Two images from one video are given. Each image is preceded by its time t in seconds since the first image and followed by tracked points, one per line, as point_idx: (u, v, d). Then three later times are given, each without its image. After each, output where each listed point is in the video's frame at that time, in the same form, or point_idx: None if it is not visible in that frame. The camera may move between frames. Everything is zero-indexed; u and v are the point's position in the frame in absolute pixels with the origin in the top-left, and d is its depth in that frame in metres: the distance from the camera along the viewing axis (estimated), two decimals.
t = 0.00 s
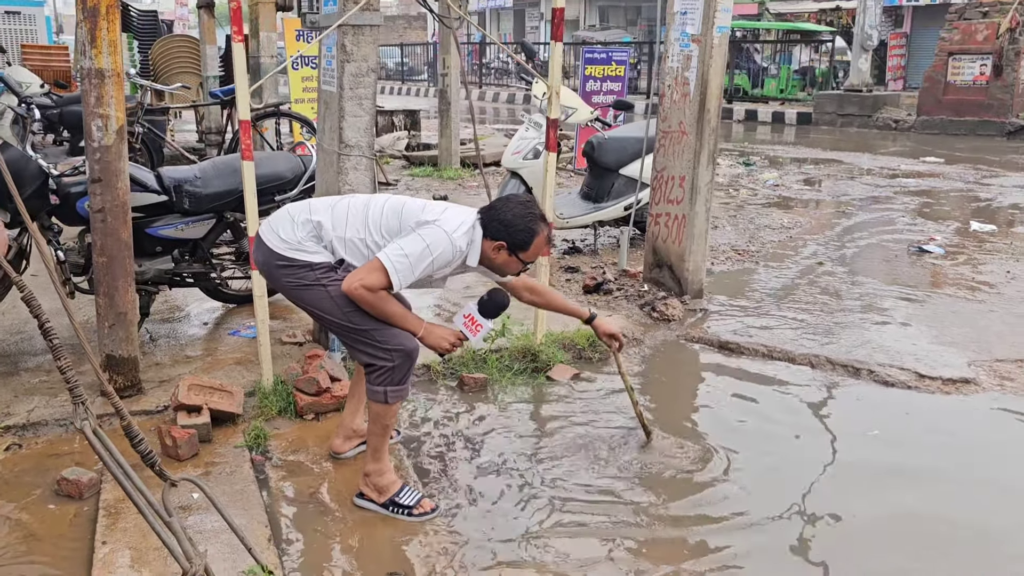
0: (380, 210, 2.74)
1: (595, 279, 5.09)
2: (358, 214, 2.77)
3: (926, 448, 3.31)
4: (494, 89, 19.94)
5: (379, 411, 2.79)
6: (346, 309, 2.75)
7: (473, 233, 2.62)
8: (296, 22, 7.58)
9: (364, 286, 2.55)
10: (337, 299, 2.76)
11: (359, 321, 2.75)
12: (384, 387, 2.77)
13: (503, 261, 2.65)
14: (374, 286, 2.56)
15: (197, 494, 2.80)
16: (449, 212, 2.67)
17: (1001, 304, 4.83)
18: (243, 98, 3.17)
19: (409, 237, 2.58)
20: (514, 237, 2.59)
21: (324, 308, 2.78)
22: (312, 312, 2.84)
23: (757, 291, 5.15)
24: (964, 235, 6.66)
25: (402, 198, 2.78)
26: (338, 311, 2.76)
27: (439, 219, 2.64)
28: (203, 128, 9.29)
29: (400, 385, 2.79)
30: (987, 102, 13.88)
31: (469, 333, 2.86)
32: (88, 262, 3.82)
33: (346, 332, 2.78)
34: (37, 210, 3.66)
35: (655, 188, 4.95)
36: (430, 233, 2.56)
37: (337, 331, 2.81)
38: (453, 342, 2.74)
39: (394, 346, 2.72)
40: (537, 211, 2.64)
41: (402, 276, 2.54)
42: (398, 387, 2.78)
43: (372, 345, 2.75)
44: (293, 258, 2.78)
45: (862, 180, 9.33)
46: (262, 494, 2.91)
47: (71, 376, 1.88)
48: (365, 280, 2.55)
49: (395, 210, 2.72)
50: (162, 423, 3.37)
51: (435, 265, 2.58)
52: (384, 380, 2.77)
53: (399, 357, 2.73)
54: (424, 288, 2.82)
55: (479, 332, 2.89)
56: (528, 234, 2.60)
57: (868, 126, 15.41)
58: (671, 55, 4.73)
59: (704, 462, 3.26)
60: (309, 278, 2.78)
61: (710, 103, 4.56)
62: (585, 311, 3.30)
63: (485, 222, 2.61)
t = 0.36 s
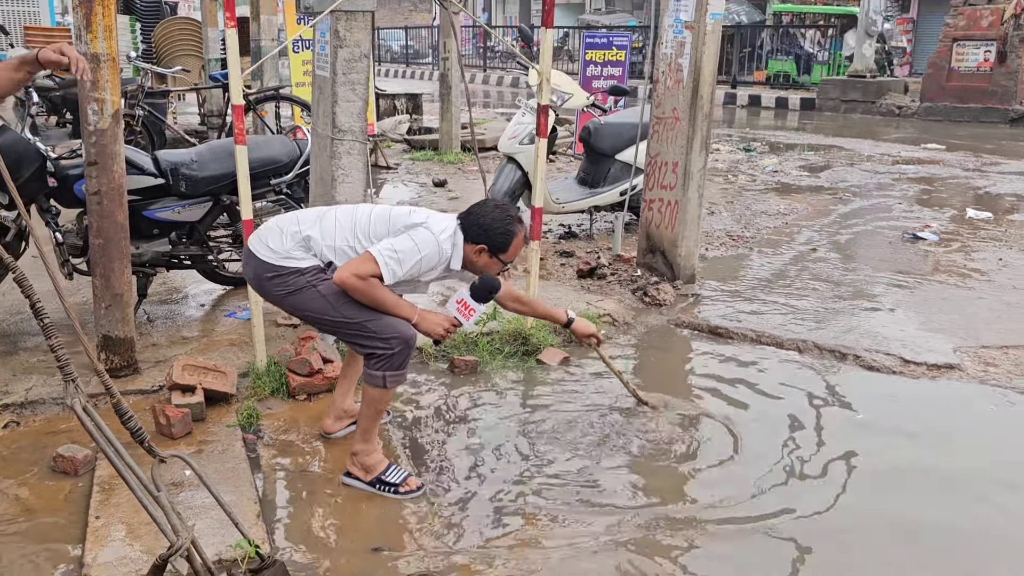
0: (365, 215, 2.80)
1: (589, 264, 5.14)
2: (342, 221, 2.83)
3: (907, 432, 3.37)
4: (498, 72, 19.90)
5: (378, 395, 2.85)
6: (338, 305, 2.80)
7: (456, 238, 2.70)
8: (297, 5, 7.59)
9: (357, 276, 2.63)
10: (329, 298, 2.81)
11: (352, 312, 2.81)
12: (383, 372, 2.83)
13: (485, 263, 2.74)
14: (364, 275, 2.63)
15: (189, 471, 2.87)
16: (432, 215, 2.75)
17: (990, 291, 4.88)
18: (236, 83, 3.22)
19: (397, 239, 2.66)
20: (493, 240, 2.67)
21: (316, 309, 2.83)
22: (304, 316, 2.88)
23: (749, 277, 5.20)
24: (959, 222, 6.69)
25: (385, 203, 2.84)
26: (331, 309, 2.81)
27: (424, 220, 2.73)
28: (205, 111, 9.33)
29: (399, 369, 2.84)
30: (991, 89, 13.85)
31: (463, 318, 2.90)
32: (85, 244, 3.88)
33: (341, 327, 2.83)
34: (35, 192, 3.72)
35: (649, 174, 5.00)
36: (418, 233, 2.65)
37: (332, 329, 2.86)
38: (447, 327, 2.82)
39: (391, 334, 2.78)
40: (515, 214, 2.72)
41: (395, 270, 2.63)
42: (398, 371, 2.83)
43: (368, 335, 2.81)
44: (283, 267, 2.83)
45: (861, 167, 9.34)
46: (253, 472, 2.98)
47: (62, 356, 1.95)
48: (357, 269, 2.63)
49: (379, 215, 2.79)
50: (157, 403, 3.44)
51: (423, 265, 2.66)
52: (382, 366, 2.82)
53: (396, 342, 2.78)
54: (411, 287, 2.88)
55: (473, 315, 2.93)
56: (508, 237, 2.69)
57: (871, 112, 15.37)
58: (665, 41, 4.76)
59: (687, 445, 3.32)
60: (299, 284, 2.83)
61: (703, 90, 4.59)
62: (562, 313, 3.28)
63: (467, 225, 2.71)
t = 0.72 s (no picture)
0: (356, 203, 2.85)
1: (582, 250, 5.16)
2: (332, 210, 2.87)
3: (891, 418, 3.41)
4: (499, 57, 19.84)
5: (369, 376, 2.87)
6: (330, 288, 2.83)
7: (442, 227, 2.74)
8: None
9: (349, 261, 2.67)
10: (321, 282, 2.84)
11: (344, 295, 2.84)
12: (375, 352, 2.85)
13: (470, 251, 2.79)
14: (356, 259, 2.68)
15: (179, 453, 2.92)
16: (419, 204, 2.80)
17: (981, 279, 4.90)
18: (227, 69, 3.24)
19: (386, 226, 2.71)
20: (481, 229, 2.72)
21: (307, 296, 2.86)
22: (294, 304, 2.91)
23: (742, 263, 5.22)
24: (954, 210, 6.70)
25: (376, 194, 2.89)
26: (322, 293, 2.84)
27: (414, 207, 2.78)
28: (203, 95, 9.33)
29: (391, 350, 2.86)
30: (992, 76, 13.81)
31: (453, 300, 2.86)
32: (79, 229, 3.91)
33: (332, 310, 2.85)
34: (28, 176, 3.75)
35: (642, 160, 5.02)
36: (409, 220, 2.70)
37: (323, 315, 2.88)
38: (439, 309, 2.87)
39: (383, 315, 2.81)
40: (500, 204, 2.77)
41: (390, 257, 2.69)
42: (390, 352, 2.86)
43: (359, 318, 2.83)
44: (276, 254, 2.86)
45: (859, 154, 9.34)
46: (243, 454, 3.03)
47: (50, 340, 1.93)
48: (349, 255, 2.67)
49: (368, 204, 2.83)
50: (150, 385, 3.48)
51: (412, 251, 2.71)
52: (374, 347, 2.85)
53: (388, 323, 2.82)
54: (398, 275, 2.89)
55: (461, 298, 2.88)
56: (494, 227, 2.74)
57: (872, 99, 15.34)
58: (658, 27, 4.76)
59: (673, 430, 3.36)
60: (291, 271, 2.86)
61: (696, 76, 4.60)
62: (522, 311, 3.35)
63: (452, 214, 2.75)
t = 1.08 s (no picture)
0: (344, 134, 2.76)
1: (578, 241, 5.17)
2: (320, 142, 2.77)
3: (882, 408, 3.42)
4: (500, 46, 19.77)
5: (345, 354, 2.89)
6: (318, 251, 2.79)
7: (434, 151, 2.73)
8: None
9: (341, 233, 2.61)
10: (309, 242, 2.80)
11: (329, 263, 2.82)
12: (349, 332, 2.87)
13: (459, 176, 2.81)
14: (349, 233, 2.62)
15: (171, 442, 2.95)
16: (408, 133, 2.71)
17: (976, 270, 4.91)
18: (220, 60, 3.26)
19: (375, 166, 2.63)
20: (475, 154, 2.76)
21: (292, 248, 2.81)
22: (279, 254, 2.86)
23: (737, 254, 5.23)
24: (952, 201, 6.70)
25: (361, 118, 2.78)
26: (309, 253, 2.80)
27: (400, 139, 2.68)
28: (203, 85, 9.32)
29: (365, 329, 2.89)
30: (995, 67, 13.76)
31: (429, 280, 3.05)
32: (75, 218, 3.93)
33: (315, 274, 2.83)
34: (24, 167, 3.77)
35: (637, 152, 5.04)
36: (395, 162, 2.62)
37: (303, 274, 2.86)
38: (413, 287, 2.90)
39: (360, 292, 2.82)
40: (495, 132, 2.81)
41: (374, 203, 2.60)
42: (363, 331, 2.89)
43: (338, 290, 2.83)
44: (266, 190, 2.79)
45: (859, 145, 9.33)
46: (235, 443, 3.05)
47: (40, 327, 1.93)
48: (343, 227, 2.61)
49: (356, 135, 2.74)
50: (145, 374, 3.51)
51: (402, 190, 2.66)
52: (348, 325, 2.87)
53: (365, 302, 2.83)
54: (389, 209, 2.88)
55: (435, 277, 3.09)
56: (488, 153, 2.77)
57: (875, 89, 15.29)
58: (654, 18, 4.78)
59: (664, 421, 3.37)
60: (281, 219, 2.80)
61: (692, 67, 4.60)
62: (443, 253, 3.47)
63: (448, 137, 2.75)
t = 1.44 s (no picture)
0: (331, 99, 2.62)
1: (580, 239, 5.15)
2: (305, 108, 2.65)
3: (884, 409, 3.41)
4: (504, 40, 19.71)
5: (323, 364, 2.87)
6: (303, 251, 2.72)
7: (427, 112, 2.59)
8: None
9: (321, 193, 2.49)
10: (296, 240, 2.70)
11: (314, 268, 2.75)
12: (324, 343, 2.83)
13: (452, 137, 2.66)
14: (330, 192, 2.50)
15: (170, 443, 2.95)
16: (395, 88, 2.58)
17: (979, 270, 4.89)
18: (219, 59, 3.25)
19: (362, 124, 2.51)
20: (474, 116, 2.62)
21: (277, 243, 2.70)
22: (264, 249, 2.74)
23: (740, 253, 5.21)
24: (956, 199, 6.68)
25: (346, 75, 2.66)
26: (294, 252, 2.71)
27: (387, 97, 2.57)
28: (206, 80, 9.30)
29: (338, 338, 2.86)
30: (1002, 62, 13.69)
31: (411, 245, 2.99)
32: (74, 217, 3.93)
33: (295, 274, 2.75)
34: (24, 165, 3.77)
35: (640, 150, 5.03)
36: (383, 120, 2.51)
37: (280, 271, 2.76)
38: (394, 252, 2.84)
39: (330, 301, 2.80)
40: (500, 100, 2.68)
41: (359, 161, 2.49)
42: (338, 342, 2.86)
43: (313, 295, 2.78)
44: (256, 175, 2.65)
45: (864, 141, 9.29)
46: (235, 444, 3.06)
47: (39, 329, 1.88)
48: (322, 185, 2.49)
49: (342, 94, 2.62)
50: (145, 374, 3.50)
51: (391, 149, 2.55)
52: (325, 336, 2.83)
53: (336, 313, 2.81)
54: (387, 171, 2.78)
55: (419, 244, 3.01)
56: (487, 119, 2.64)
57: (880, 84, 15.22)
58: (657, 15, 4.75)
59: (665, 422, 3.36)
60: (271, 208, 2.67)
61: (694, 64, 4.58)
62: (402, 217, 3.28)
63: (447, 95, 2.62)
